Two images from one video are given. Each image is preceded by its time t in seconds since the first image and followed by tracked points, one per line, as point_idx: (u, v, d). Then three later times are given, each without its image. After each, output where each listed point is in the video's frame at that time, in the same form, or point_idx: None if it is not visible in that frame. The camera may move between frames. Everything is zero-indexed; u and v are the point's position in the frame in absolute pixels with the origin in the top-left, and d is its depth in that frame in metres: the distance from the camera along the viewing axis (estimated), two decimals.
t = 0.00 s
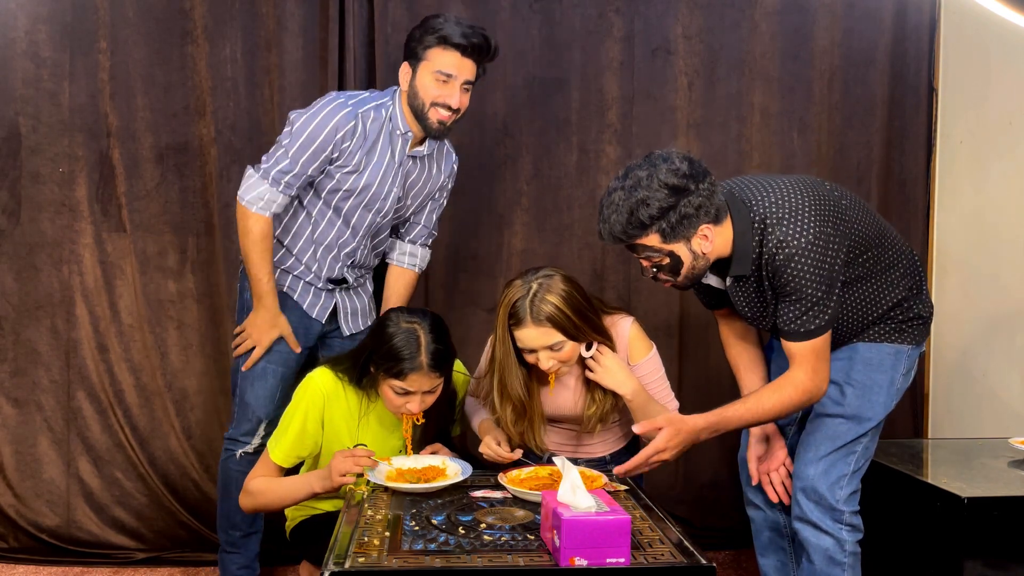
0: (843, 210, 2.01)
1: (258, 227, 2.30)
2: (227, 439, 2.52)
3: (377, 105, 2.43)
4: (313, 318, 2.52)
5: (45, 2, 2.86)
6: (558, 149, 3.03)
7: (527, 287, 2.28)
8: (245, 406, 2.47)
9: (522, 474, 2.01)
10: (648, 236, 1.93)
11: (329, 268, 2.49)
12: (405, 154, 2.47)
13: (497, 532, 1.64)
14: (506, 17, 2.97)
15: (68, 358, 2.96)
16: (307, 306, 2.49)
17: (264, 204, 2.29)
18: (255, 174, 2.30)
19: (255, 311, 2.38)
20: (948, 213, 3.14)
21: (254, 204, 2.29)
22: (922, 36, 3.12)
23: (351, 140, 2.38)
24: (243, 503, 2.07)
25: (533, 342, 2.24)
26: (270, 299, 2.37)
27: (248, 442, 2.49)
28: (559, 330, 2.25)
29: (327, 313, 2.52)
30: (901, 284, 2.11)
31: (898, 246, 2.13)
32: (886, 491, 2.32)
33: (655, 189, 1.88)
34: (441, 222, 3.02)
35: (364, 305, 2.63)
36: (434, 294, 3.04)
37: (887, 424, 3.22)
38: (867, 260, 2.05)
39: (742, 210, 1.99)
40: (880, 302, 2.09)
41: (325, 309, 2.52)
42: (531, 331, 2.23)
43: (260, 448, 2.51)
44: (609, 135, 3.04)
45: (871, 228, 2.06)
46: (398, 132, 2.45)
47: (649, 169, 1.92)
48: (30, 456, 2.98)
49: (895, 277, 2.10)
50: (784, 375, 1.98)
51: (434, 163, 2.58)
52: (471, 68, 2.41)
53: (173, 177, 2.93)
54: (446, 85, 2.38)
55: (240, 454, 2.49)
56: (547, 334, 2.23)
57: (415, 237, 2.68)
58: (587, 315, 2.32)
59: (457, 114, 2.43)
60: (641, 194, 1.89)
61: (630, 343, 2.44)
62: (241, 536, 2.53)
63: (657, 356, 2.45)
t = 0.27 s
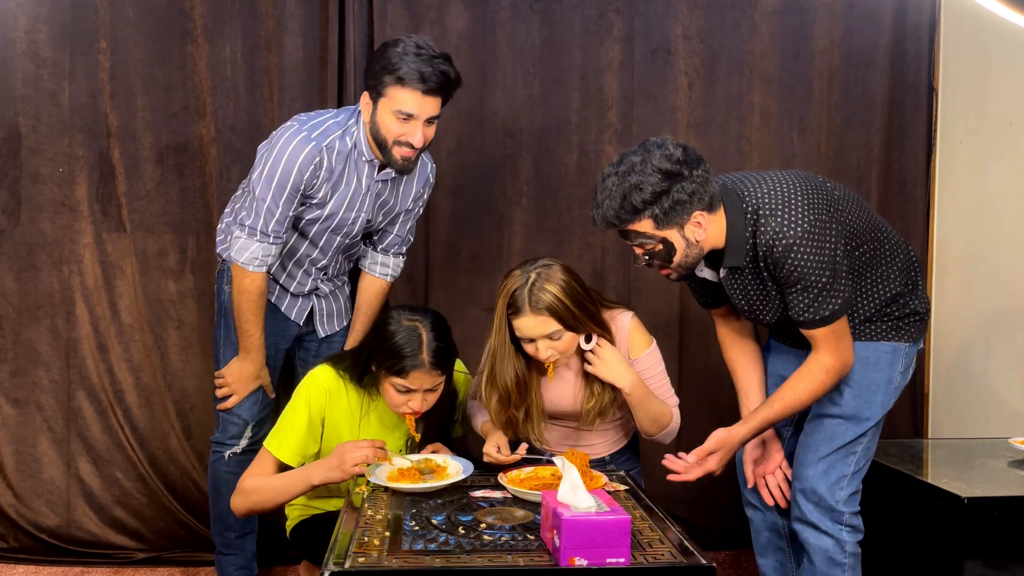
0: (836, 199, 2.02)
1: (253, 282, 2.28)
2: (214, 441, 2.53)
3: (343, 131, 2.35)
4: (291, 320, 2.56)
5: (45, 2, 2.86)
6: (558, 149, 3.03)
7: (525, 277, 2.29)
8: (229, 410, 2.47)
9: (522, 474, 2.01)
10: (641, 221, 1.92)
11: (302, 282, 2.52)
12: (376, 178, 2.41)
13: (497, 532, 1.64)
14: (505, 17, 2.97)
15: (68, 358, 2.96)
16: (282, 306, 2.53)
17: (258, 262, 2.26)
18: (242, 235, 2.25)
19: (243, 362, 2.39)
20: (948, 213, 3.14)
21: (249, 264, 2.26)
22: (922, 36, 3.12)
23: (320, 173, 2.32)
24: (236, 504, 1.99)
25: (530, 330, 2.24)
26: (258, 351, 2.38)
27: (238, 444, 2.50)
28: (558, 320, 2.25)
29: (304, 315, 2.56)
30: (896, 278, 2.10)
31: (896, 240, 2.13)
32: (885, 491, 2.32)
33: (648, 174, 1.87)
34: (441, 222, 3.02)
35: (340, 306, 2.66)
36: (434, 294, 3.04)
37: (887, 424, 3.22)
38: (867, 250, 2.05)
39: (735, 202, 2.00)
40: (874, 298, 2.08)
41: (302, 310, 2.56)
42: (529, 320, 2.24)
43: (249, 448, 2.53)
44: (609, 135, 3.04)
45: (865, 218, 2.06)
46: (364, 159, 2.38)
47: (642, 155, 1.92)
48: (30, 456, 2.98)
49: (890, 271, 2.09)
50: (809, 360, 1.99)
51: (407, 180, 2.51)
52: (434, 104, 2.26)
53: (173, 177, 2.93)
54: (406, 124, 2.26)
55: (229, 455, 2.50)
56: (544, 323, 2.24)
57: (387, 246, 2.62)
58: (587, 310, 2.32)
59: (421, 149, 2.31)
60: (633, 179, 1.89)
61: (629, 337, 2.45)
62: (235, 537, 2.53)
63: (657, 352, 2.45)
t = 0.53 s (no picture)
0: (837, 191, 2.02)
1: (244, 288, 2.29)
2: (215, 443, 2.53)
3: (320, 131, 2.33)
4: (290, 321, 2.56)
5: (45, 2, 2.86)
6: (558, 149, 3.03)
7: (528, 268, 2.31)
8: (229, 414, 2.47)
9: (522, 474, 2.01)
10: (639, 205, 1.95)
11: (297, 285, 2.52)
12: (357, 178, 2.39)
13: (497, 532, 1.64)
14: (505, 17, 2.97)
15: (68, 358, 2.96)
16: (282, 307, 2.53)
17: (246, 267, 2.27)
18: (227, 240, 2.25)
19: (242, 366, 2.40)
20: (947, 213, 3.14)
21: (237, 269, 2.26)
22: (922, 37, 3.12)
23: (299, 175, 2.30)
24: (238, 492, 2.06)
25: (531, 320, 2.25)
26: (257, 355, 2.39)
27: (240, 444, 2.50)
28: (558, 309, 2.27)
29: (302, 315, 2.57)
30: (897, 277, 2.10)
31: (897, 238, 2.14)
32: (885, 491, 2.32)
33: (648, 157, 1.90)
34: (441, 222, 3.02)
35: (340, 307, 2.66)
36: (434, 294, 3.04)
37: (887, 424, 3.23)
38: (873, 243, 2.05)
39: (737, 193, 2.01)
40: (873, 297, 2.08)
41: (300, 311, 2.56)
42: (530, 309, 2.24)
43: (249, 449, 2.53)
44: (609, 135, 3.04)
45: (866, 213, 2.06)
46: (342, 158, 2.36)
47: (643, 140, 1.95)
48: (30, 456, 2.98)
49: (891, 269, 2.09)
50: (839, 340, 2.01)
51: (394, 178, 2.47)
52: (402, 103, 2.17)
53: (173, 177, 2.93)
54: (374, 124, 2.17)
55: (229, 455, 2.50)
56: (545, 311, 2.24)
57: (380, 246, 2.57)
58: (587, 307, 2.33)
59: (394, 150, 2.23)
60: (633, 162, 1.92)
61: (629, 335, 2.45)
62: (235, 538, 2.53)
63: (657, 352, 2.45)
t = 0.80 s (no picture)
0: (847, 193, 2.03)
1: (225, 288, 2.30)
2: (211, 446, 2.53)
3: (299, 135, 2.32)
4: (283, 321, 2.55)
5: (45, 2, 2.86)
6: (558, 149, 3.03)
7: (531, 275, 2.32)
8: (223, 416, 2.48)
9: (522, 474, 2.01)
10: (653, 203, 1.94)
11: (286, 288, 2.52)
12: (338, 182, 2.38)
13: (497, 532, 1.64)
14: (505, 17, 2.97)
15: (68, 358, 2.96)
16: (277, 309, 2.53)
17: (223, 268, 2.27)
18: (204, 242, 2.27)
19: (232, 368, 2.42)
20: (947, 213, 3.14)
21: (214, 271, 2.27)
22: (922, 37, 3.12)
23: (276, 177, 2.29)
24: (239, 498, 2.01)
25: (532, 327, 2.26)
26: (246, 356, 2.41)
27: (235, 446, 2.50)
28: (559, 316, 2.27)
29: (296, 315, 2.56)
30: (905, 278, 2.09)
31: (904, 241, 2.14)
32: (885, 491, 2.32)
33: (663, 155, 1.90)
34: (441, 222, 3.02)
35: (334, 309, 2.65)
36: (434, 294, 3.04)
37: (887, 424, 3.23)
38: (880, 245, 2.05)
39: (747, 192, 2.00)
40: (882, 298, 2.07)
41: (294, 311, 2.55)
42: (531, 315, 2.25)
43: (245, 451, 2.53)
44: (609, 135, 3.04)
45: (875, 215, 2.06)
46: (322, 162, 2.35)
47: (656, 138, 1.95)
48: (30, 456, 2.98)
49: (899, 270, 2.08)
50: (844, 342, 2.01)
51: (381, 180, 2.45)
52: (382, 111, 2.14)
53: (173, 177, 2.93)
54: (354, 133, 2.15)
55: (225, 458, 2.50)
56: (546, 319, 2.25)
57: (372, 248, 2.56)
58: (586, 312, 2.32)
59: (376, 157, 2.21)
60: (647, 160, 1.92)
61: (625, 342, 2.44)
62: (235, 539, 2.53)
63: (654, 358, 2.45)
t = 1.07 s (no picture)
0: (859, 187, 2.03)
1: (211, 291, 2.30)
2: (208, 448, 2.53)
3: (281, 138, 2.32)
4: (277, 322, 2.55)
5: (45, 2, 2.86)
6: (557, 149, 3.03)
7: (530, 275, 2.30)
8: (219, 418, 2.48)
9: (521, 474, 2.01)
10: (670, 187, 1.94)
11: (278, 290, 2.52)
12: (325, 184, 2.37)
13: (497, 532, 1.64)
14: (505, 17, 2.97)
15: (68, 358, 2.96)
16: (270, 310, 2.53)
17: (206, 271, 2.28)
18: (187, 245, 2.27)
19: (224, 371, 2.42)
20: (947, 213, 3.14)
21: (198, 273, 2.28)
22: (922, 37, 3.12)
23: (259, 182, 2.29)
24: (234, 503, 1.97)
25: (534, 328, 2.24)
26: (237, 359, 2.41)
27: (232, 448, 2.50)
28: (561, 317, 2.26)
29: (290, 316, 2.56)
30: (909, 273, 2.09)
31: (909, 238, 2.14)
32: (885, 491, 2.32)
33: (682, 139, 1.91)
34: (441, 222, 3.02)
35: (329, 309, 2.64)
36: (434, 294, 3.04)
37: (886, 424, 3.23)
38: (890, 241, 2.05)
39: (762, 181, 2.00)
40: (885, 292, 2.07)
41: (288, 311, 2.55)
42: (532, 317, 2.24)
43: (242, 453, 2.53)
44: (608, 135, 3.04)
45: (884, 211, 2.07)
46: (307, 165, 2.34)
47: (675, 123, 1.95)
48: (30, 456, 2.98)
49: (905, 264, 2.08)
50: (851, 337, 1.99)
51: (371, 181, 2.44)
52: (371, 113, 2.14)
53: (173, 177, 2.93)
54: (344, 136, 2.15)
55: (222, 460, 2.50)
56: (548, 321, 2.23)
57: (367, 246, 2.57)
58: (588, 310, 2.32)
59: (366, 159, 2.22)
60: (665, 145, 1.92)
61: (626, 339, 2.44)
62: (234, 539, 2.53)
63: (655, 354, 2.45)
